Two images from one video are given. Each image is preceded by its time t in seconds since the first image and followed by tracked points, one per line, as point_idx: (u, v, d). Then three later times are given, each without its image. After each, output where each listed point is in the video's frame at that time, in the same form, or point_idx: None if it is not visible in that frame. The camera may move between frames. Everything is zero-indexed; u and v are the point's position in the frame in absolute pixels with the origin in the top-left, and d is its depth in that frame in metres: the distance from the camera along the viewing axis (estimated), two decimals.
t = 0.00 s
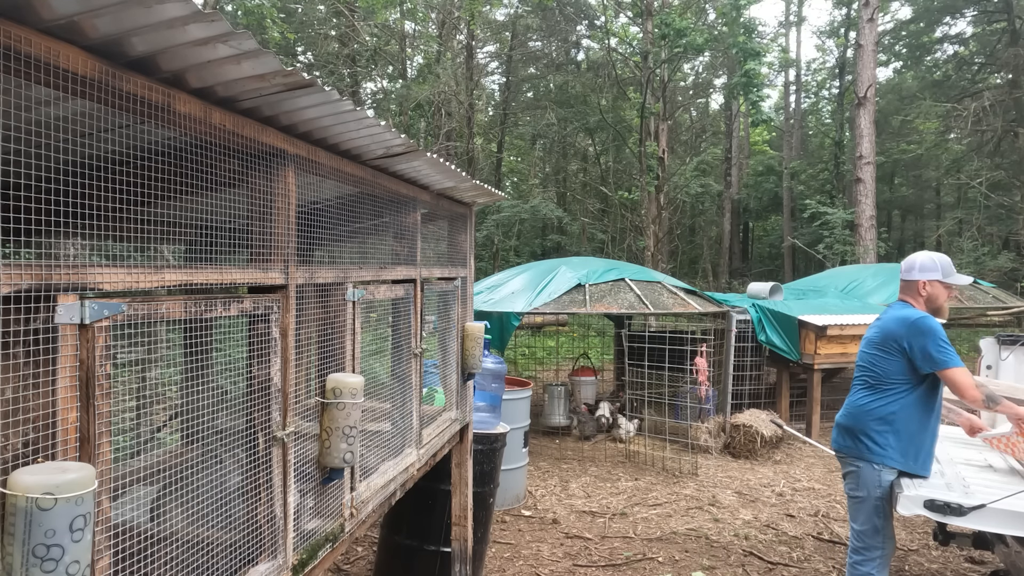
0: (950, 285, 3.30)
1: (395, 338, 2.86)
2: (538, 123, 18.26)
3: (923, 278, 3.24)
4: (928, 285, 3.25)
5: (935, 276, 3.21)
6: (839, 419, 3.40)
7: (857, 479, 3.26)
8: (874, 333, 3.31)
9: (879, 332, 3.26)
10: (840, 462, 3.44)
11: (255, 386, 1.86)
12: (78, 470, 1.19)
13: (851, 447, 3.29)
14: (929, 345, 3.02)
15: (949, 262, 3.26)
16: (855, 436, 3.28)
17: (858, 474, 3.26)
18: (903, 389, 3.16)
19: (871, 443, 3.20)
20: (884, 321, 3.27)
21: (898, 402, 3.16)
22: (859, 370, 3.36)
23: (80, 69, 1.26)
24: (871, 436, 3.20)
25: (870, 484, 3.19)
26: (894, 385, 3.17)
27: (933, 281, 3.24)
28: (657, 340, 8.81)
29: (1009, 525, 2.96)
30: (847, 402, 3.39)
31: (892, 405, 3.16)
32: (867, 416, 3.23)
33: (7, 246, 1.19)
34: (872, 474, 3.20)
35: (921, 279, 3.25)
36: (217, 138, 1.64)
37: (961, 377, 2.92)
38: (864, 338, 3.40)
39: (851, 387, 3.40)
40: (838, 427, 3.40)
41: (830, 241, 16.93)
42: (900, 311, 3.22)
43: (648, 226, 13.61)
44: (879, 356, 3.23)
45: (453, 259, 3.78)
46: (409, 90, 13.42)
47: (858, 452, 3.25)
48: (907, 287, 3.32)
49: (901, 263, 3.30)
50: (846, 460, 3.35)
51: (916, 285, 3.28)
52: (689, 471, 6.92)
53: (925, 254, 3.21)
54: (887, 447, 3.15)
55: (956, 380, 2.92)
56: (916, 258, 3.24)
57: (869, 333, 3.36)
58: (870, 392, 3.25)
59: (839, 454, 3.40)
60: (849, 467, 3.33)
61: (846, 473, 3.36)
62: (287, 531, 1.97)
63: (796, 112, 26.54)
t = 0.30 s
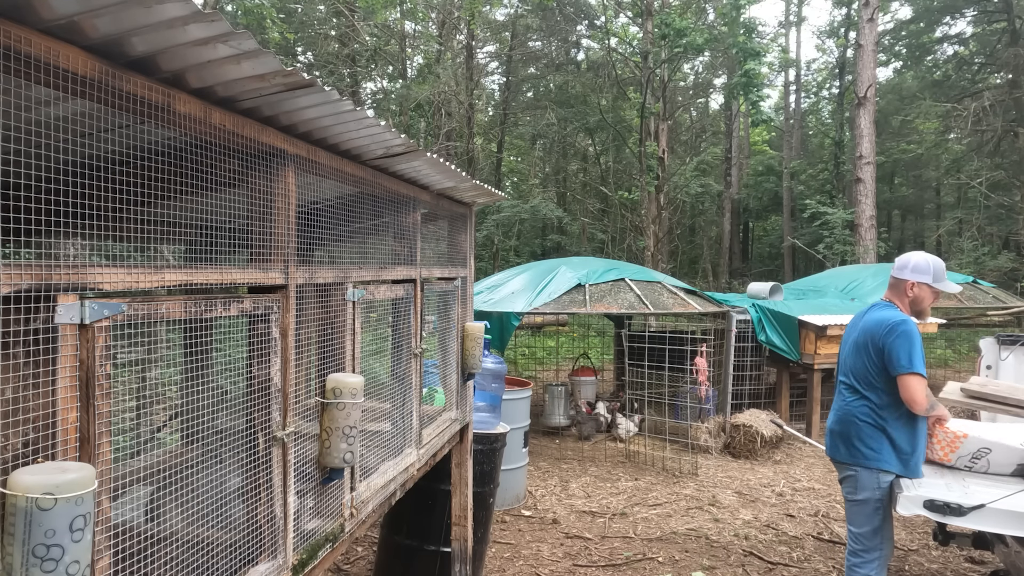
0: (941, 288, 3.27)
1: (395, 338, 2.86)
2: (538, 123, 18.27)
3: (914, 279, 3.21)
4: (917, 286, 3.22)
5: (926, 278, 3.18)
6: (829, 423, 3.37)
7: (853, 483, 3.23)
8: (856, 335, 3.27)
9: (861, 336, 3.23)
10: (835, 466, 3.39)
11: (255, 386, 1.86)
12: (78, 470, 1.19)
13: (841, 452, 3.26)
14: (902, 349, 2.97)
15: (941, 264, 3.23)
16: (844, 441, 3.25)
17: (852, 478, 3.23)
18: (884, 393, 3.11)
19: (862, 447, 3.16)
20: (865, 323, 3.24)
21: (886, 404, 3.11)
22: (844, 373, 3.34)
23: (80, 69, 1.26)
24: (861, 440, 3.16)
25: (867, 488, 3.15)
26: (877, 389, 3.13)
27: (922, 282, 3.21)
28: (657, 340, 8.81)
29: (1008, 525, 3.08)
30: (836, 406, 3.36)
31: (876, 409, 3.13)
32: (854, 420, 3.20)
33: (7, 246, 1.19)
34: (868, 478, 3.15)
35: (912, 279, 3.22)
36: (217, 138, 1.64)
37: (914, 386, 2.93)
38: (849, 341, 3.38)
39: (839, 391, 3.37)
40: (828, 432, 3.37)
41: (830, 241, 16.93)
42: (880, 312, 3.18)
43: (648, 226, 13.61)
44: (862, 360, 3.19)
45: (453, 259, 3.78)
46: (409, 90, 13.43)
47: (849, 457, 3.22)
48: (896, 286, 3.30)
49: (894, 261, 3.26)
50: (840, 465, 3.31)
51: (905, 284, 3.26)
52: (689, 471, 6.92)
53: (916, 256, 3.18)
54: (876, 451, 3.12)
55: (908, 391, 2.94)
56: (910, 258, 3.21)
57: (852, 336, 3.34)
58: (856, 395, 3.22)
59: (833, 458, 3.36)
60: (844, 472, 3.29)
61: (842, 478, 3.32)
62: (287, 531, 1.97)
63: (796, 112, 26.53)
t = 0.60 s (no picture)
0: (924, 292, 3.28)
1: (395, 338, 2.86)
2: (538, 123, 18.26)
3: (899, 280, 3.21)
4: (900, 288, 3.22)
5: (909, 281, 3.19)
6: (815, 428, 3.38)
7: (845, 486, 3.23)
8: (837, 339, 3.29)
9: (841, 339, 3.25)
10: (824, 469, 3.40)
11: (255, 385, 1.86)
12: (78, 470, 1.19)
13: (830, 457, 3.26)
14: (879, 355, 2.99)
15: (925, 268, 3.23)
16: (831, 446, 3.26)
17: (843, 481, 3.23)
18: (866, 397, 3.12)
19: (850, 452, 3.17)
20: (844, 327, 3.25)
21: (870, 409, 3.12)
22: (826, 376, 3.35)
23: (80, 69, 1.26)
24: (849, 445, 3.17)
25: (862, 491, 3.16)
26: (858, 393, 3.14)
27: (904, 285, 3.21)
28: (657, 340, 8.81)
29: (1009, 526, 3.08)
30: (820, 410, 3.37)
31: (860, 413, 3.14)
32: (840, 425, 3.21)
33: (7, 246, 1.19)
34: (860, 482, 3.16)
35: (895, 281, 3.22)
36: (217, 138, 1.64)
37: (888, 394, 2.95)
38: (829, 343, 3.39)
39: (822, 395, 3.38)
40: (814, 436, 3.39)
41: (830, 241, 16.93)
42: (860, 315, 3.19)
43: (648, 226, 13.61)
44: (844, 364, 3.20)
45: (453, 259, 3.78)
46: (409, 90, 13.43)
47: (837, 462, 3.23)
48: (879, 286, 3.30)
49: (880, 262, 3.27)
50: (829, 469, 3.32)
51: (888, 285, 3.26)
52: (689, 471, 6.92)
53: (902, 257, 3.19)
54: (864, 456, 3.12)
55: (880, 397, 2.96)
56: (897, 259, 3.21)
57: (832, 339, 3.36)
58: (838, 400, 3.23)
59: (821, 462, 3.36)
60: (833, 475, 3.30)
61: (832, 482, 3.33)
62: (287, 531, 1.97)
63: (796, 112, 26.53)
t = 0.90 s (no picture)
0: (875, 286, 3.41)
1: (395, 338, 2.86)
2: (538, 123, 18.26)
3: (853, 275, 3.32)
4: (856, 282, 3.34)
5: (863, 275, 3.30)
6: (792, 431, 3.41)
7: (829, 487, 3.23)
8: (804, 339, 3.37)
9: (808, 339, 3.34)
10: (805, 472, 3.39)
11: (255, 386, 1.86)
12: (78, 471, 1.19)
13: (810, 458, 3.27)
14: (845, 349, 3.08)
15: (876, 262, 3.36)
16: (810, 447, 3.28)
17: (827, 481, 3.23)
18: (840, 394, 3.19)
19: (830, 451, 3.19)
20: (809, 327, 3.35)
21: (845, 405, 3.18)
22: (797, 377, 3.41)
23: (80, 69, 1.26)
24: (828, 444, 3.18)
25: (844, 488, 3.17)
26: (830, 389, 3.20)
27: (859, 279, 3.33)
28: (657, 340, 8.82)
29: (1008, 525, 3.07)
30: (795, 413, 3.41)
31: (834, 410, 3.18)
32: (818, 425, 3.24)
33: (7, 246, 1.19)
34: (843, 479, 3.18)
35: (851, 276, 3.33)
36: (217, 139, 1.64)
37: (861, 386, 3.03)
38: (797, 346, 3.48)
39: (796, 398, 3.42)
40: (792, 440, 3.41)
41: (830, 241, 16.93)
42: (822, 313, 3.29)
43: (648, 226, 13.61)
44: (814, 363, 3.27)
45: (453, 259, 3.78)
46: (409, 90, 13.42)
47: (818, 463, 3.24)
48: (835, 282, 3.40)
49: (832, 260, 3.38)
50: (811, 471, 3.31)
51: (843, 281, 3.37)
52: (689, 471, 6.92)
53: (854, 253, 3.30)
54: (843, 453, 3.14)
55: (856, 390, 3.03)
56: (850, 256, 3.33)
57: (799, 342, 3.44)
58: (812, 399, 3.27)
59: (802, 466, 3.37)
60: (816, 477, 3.29)
61: (814, 484, 3.32)
62: (287, 531, 1.97)
63: (796, 112, 26.53)
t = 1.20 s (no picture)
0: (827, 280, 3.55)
1: (395, 338, 2.86)
2: (538, 123, 18.24)
3: (808, 270, 3.44)
4: (813, 277, 3.46)
5: (817, 269, 3.43)
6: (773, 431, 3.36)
7: (819, 480, 3.21)
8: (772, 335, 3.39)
9: (776, 334, 3.36)
10: (788, 469, 3.37)
11: (255, 386, 1.86)
12: (78, 471, 1.19)
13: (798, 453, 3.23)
14: (819, 338, 3.13)
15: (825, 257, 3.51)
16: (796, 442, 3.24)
17: (816, 475, 3.21)
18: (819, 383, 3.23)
19: (818, 442, 3.18)
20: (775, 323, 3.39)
21: (824, 394, 3.23)
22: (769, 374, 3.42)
23: (80, 70, 1.26)
24: (813, 436, 3.19)
25: (835, 476, 3.19)
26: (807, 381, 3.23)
27: (814, 274, 3.45)
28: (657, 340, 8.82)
29: (1009, 525, 3.03)
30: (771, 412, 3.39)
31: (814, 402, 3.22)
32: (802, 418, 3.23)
33: (7, 246, 1.20)
34: (833, 470, 3.19)
35: (806, 271, 3.44)
36: (217, 138, 1.64)
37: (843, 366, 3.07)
38: (764, 345, 3.50)
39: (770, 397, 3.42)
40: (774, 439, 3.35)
41: (830, 241, 16.93)
42: (787, 308, 3.34)
43: (648, 226, 13.61)
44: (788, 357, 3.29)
45: (453, 259, 3.78)
46: (409, 90, 13.43)
47: (807, 457, 3.20)
48: (792, 278, 3.49)
49: (787, 257, 3.48)
50: (796, 467, 3.29)
51: (800, 277, 3.46)
52: (689, 471, 6.93)
53: (808, 249, 3.43)
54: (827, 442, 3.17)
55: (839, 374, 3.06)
56: (803, 253, 3.45)
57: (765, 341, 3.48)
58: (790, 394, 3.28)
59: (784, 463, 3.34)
60: (801, 472, 3.27)
61: (800, 478, 3.30)
62: (287, 531, 1.97)
63: (796, 112, 26.53)
